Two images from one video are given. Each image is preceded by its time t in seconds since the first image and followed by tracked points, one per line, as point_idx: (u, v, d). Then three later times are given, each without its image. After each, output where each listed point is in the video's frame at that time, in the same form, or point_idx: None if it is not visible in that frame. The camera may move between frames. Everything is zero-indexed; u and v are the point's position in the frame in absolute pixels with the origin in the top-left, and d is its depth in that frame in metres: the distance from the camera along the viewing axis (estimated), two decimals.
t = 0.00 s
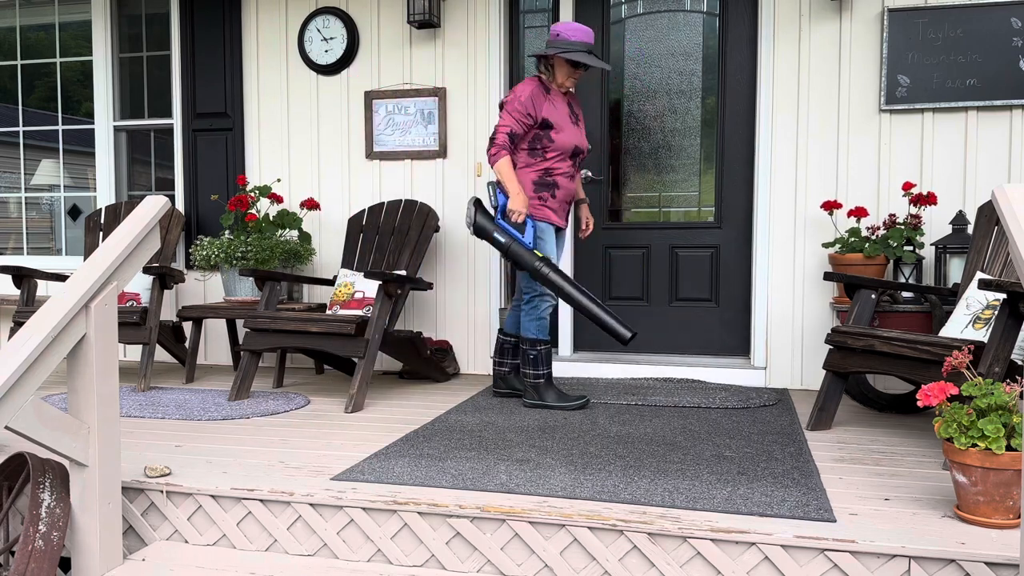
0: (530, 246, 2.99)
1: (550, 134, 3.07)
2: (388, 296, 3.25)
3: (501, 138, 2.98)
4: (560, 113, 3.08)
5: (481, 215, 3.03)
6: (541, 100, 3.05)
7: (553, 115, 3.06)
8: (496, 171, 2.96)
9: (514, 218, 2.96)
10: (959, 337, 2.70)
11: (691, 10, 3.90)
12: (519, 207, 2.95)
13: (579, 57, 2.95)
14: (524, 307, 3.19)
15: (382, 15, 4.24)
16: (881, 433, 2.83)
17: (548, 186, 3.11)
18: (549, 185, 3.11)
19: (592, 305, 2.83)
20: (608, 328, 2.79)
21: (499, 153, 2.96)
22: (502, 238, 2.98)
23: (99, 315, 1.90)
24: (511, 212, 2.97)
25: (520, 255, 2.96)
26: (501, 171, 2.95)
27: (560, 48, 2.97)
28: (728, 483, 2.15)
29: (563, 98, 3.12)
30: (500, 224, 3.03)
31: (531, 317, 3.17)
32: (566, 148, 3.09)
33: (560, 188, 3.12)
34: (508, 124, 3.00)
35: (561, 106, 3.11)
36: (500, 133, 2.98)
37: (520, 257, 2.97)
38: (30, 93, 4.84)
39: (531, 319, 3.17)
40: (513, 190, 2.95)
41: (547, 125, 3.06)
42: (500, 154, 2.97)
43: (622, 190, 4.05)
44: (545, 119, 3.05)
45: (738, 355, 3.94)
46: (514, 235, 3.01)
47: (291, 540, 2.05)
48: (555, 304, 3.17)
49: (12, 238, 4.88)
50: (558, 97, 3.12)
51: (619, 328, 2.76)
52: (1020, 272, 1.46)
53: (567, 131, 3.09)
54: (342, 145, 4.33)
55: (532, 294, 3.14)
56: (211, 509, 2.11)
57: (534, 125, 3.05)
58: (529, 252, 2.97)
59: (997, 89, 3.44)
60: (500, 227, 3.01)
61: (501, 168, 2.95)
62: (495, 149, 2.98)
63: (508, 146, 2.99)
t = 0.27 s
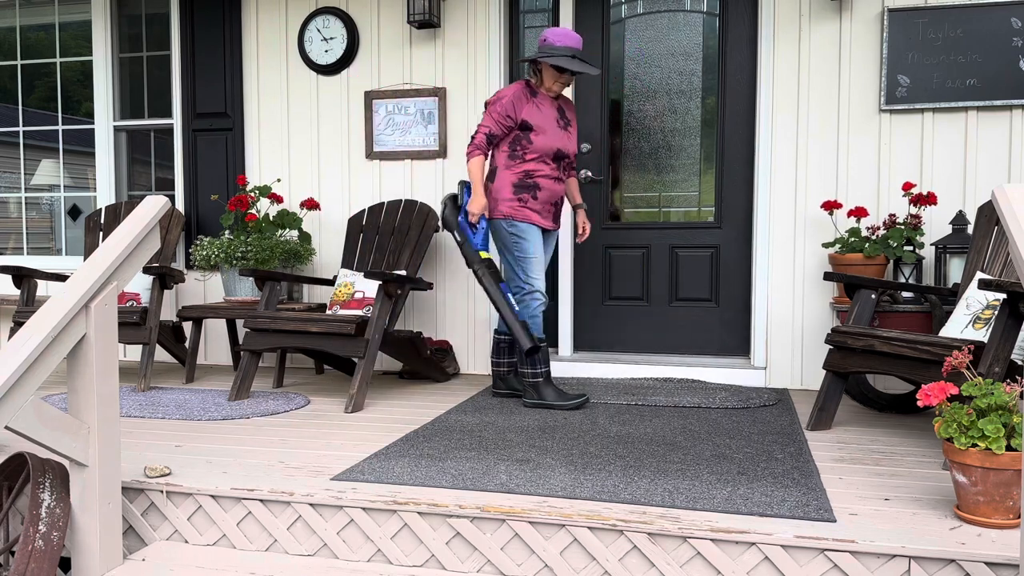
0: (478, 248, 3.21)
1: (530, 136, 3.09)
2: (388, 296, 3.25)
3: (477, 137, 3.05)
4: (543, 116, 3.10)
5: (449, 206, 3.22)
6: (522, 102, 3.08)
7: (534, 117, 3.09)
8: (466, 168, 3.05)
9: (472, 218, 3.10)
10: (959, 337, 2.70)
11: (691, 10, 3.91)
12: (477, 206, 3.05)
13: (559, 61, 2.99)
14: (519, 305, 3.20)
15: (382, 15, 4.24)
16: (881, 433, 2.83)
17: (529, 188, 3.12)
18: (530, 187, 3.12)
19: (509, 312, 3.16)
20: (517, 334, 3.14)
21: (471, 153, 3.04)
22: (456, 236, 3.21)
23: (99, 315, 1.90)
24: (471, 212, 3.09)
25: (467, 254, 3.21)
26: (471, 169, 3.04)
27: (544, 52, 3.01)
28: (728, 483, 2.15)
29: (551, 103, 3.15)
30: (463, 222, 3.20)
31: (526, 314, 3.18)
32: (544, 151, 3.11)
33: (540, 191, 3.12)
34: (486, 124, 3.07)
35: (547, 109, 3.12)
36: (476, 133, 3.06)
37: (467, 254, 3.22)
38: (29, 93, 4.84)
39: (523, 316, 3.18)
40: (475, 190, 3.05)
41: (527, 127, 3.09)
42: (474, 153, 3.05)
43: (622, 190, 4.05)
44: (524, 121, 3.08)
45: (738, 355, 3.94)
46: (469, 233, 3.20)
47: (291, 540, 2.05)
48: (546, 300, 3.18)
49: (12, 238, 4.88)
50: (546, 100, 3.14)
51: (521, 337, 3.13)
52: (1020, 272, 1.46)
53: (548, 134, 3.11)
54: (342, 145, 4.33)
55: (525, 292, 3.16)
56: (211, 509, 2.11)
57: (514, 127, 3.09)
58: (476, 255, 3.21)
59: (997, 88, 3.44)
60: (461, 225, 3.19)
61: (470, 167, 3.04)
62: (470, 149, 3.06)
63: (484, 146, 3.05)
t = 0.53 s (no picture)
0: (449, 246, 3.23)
1: (517, 136, 3.09)
2: (388, 296, 3.25)
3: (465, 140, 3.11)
4: (531, 117, 3.10)
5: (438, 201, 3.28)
6: (510, 103, 3.09)
7: (522, 118, 3.09)
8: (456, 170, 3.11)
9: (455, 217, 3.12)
10: (959, 337, 2.70)
11: (691, 10, 3.91)
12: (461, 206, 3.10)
13: (544, 63, 2.98)
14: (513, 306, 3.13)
15: (382, 15, 4.24)
16: (881, 433, 2.83)
17: (518, 187, 3.10)
18: (519, 186, 3.10)
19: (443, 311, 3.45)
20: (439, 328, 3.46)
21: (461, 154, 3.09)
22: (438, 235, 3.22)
23: (99, 315, 1.90)
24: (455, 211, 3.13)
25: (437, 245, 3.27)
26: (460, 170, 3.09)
27: (533, 53, 3.02)
28: (728, 483, 2.15)
29: (543, 104, 3.14)
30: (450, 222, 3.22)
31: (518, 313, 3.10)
32: (532, 151, 3.10)
33: (529, 190, 3.10)
34: (476, 127, 3.12)
35: (537, 110, 3.12)
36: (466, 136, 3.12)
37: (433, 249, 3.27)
38: (29, 93, 4.84)
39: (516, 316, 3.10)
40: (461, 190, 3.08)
41: (515, 128, 3.09)
42: (462, 155, 3.10)
43: (622, 190, 4.05)
44: (512, 121, 3.09)
45: (738, 355, 3.93)
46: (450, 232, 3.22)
47: (291, 540, 2.05)
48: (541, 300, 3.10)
49: (12, 238, 4.88)
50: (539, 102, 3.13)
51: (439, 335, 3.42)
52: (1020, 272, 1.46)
53: (535, 134, 3.09)
54: (342, 146, 4.33)
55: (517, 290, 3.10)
56: (211, 509, 2.11)
57: (503, 128, 3.11)
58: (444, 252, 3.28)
59: (997, 88, 3.44)
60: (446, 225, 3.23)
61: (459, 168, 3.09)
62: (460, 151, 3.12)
63: (472, 148, 3.10)
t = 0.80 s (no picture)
0: (468, 251, 3.14)
1: (517, 138, 3.10)
2: (388, 296, 3.24)
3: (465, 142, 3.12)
4: (531, 118, 3.10)
5: (438, 207, 3.18)
6: (510, 105, 3.10)
7: (522, 119, 3.09)
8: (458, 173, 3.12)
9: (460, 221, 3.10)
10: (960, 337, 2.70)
11: (691, 10, 3.90)
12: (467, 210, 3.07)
13: (545, 64, 2.96)
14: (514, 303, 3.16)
15: (382, 15, 4.24)
16: (881, 433, 2.83)
17: (517, 187, 3.11)
18: (518, 187, 3.11)
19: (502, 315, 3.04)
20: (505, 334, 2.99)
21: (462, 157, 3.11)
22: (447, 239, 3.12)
23: (99, 315, 1.90)
24: (460, 215, 3.11)
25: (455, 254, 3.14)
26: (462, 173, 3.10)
27: (534, 53, 3.00)
28: (728, 483, 2.15)
29: (544, 105, 3.13)
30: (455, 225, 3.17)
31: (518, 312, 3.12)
32: (532, 152, 3.10)
33: (529, 191, 3.11)
34: (476, 129, 3.13)
35: (537, 111, 3.12)
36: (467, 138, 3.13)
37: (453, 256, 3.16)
38: (29, 93, 4.84)
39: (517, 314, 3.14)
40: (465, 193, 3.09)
41: (515, 129, 3.10)
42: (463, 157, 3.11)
43: (621, 190, 4.05)
44: (513, 123, 3.09)
45: (738, 355, 3.93)
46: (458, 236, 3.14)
47: (291, 540, 2.05)
48: (540, 299, 3.12)
49: (12, 238, 4.88)
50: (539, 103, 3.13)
51: (515, 339, 2.97)
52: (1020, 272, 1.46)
53: (536, 135, 3.09)
54: (342, 146, 4.33)
55: (517, 288, 3.13)
56: (211, 509, 2.11)
57: (503, 129, 3.11)
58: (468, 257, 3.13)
59: (997, 89, 3.44)
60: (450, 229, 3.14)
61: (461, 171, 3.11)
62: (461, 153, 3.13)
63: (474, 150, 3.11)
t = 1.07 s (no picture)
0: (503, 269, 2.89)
1: (532, 143, 2.98)
2: (388, 296, 3.24)
3: (485, 152, 2.94)
4: (545, 122, 2.99)
5: (465, 228, 2.97)
6: (524, 108, 2.96)
7: (537, 123, 2.97)
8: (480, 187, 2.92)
9: (490, 238, 2.90)
10: (960, 337, 2.70)
11: (691, 10, 3.90)
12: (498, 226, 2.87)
13: (556, 63, 2.84)
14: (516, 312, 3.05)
15: (382, 15, 4.24)
16: (881, 433, 2.83)
17: (532, 193, 3.01)
18: (533, 192, 3.02)
19: (550, 337, 2.72)
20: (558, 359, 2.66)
21: (485, 168, 2.92)
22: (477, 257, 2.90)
23: (99, 315, 1.90)
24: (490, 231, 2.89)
25: (490, 274, 2.87)
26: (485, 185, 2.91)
27: (543, 53, 2.89)
28: (728, 483, 2.15)
29: (555, 105, 3.02)
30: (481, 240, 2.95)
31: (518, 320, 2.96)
32: (550, 157, 3.00)
33: (544, 195, 3.01)
34: (493, 136, 2.95)
35: (549, 113, 3.00)
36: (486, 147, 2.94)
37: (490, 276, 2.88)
38: (29, 93, 4.84)
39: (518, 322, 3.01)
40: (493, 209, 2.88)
41: (532, 134, 2.98)
42: (486, 168, 2.92)
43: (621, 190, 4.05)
44: (530, 128, 2.97)
45: (738, 355, 3.93)
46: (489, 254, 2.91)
47: (291, 539, 2.05)
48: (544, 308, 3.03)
49: (12, 238, 4.88)
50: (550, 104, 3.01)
51: (569, 362, 2.63)
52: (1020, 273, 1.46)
53: (551, 140, 2.99)
54: (343, 146, 4.33)
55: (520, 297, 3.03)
56: (211, 509, 2.11)
57: (517, 133, 2.98)
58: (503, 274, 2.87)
59: (997, 88, 3.44)
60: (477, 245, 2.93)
61: (484, 184, 2.91)
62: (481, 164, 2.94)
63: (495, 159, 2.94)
